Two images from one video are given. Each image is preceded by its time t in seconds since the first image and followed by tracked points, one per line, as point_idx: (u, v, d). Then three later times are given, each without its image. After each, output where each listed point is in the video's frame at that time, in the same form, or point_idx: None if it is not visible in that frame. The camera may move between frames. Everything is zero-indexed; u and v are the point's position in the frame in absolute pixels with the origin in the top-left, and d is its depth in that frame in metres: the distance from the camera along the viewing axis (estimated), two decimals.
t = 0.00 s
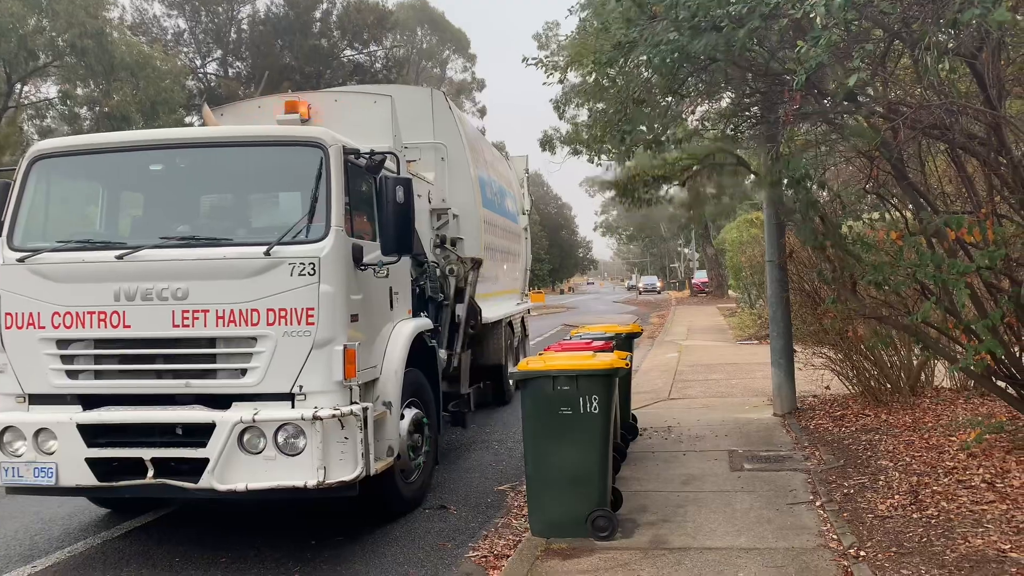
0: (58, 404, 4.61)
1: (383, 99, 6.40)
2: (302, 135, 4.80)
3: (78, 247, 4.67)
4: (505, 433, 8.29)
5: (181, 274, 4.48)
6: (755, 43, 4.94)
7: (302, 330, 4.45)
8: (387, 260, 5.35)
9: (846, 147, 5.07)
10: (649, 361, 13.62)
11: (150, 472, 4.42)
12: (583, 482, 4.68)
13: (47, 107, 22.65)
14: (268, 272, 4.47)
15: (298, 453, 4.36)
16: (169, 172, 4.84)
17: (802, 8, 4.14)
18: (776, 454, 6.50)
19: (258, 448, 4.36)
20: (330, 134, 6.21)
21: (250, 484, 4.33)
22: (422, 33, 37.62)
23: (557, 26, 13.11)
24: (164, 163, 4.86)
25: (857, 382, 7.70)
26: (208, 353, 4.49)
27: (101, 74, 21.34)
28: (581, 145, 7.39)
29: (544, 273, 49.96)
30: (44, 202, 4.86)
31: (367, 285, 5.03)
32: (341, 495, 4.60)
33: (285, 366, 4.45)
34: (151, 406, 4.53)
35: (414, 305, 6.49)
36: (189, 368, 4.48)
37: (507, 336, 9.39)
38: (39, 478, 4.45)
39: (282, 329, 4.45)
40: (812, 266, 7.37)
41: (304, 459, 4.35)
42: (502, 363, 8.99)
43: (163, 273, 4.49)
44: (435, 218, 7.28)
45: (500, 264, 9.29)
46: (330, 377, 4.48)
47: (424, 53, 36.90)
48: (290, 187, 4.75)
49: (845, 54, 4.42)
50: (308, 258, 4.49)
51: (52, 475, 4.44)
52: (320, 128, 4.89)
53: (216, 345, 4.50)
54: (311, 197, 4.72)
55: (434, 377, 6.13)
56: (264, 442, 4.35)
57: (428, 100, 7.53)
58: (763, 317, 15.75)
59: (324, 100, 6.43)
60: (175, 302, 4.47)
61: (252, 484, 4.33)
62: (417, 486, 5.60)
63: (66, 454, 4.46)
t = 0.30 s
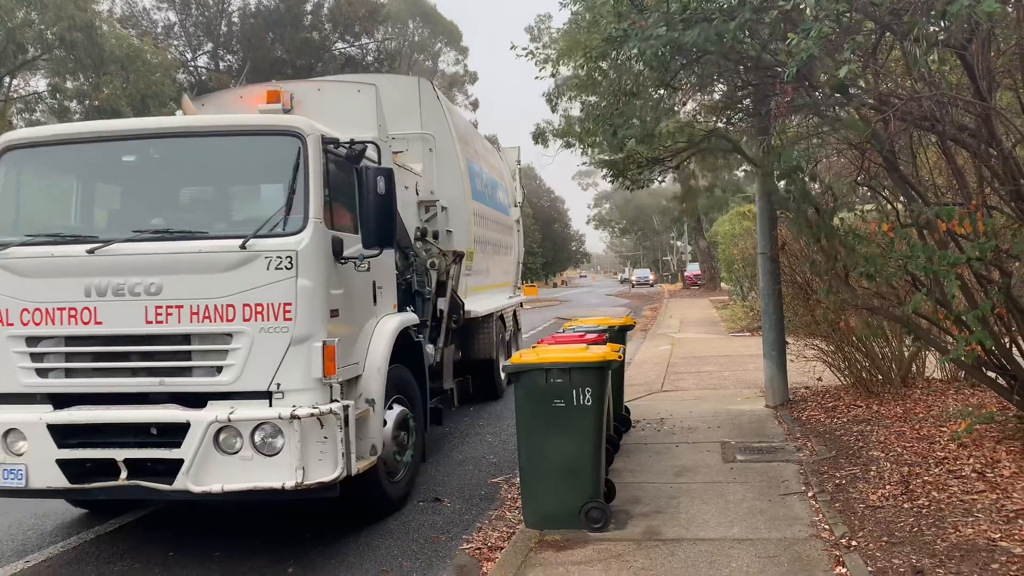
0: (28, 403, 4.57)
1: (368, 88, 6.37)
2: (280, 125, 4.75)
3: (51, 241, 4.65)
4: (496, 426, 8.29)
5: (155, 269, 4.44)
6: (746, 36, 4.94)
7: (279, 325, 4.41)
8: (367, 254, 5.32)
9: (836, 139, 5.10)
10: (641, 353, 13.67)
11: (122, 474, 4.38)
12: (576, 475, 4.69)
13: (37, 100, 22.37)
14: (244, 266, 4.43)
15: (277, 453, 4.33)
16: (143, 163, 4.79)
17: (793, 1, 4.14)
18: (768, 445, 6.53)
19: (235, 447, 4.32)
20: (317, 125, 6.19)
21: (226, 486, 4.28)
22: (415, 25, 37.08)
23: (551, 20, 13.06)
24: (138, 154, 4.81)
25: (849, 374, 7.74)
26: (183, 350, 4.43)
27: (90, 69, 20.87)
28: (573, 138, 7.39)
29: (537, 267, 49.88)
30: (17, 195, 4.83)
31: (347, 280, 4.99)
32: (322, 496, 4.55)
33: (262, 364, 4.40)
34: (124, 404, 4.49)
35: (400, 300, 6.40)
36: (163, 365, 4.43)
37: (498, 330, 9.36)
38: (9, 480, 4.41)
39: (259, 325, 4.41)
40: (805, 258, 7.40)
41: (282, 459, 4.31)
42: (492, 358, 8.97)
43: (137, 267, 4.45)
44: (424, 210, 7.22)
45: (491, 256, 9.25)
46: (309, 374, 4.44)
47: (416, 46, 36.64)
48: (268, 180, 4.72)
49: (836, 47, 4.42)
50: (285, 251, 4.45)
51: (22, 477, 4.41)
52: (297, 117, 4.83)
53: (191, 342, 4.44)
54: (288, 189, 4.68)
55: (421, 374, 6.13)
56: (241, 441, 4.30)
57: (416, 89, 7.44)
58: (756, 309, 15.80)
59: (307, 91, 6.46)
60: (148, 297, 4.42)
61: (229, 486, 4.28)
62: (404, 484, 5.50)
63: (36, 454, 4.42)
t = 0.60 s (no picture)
0: None
1: (344, 71, 6.34)
2: (240, 107, 4.44)
3: None
4: (490, 417, 8.31)
5: (106, 262, 4.14)
6: (739, 25, 4.91)
7: (239, 322, 4.12)
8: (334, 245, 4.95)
9: (829, 127, 5.16)
10: (634, 343, 13.71)
11: (73, 482, 4.12)
12: (569, 465, 4.71)
13: (26, 91, 22.06)
14: (201, 259, 4.12)
15: (236, 459, 4.05)
16: (96, 148, 4.46)
17: None
18: (761, 435, 6.55)
19: (192, 453, 4.04)
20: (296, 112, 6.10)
21: (183, 494, 4.01)
22: (409, 15, 36.36)
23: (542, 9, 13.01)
24: (90, 139, 4.47)
25: (841, 362, 7.77)
26: (137, 350, 4.15)
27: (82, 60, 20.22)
28: (566, 126, 7.35)
29: (529, 258, 49.85)
30: None
31: (315, 274, 4.67)
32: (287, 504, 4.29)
33: (220, 365, 4.11)
34: (79, 406, 4.21)
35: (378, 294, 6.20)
36: (115, 366, 4.14)
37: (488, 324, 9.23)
38: None
39: (217, 322, 4.11)
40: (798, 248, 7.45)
41: (242, 465, 4.03)
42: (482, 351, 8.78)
43: (86, 260, 4.15)
44: (408, 199, 7.15)
45: (480, 246, 9.18)
46: (271, 375, 4.15)
47: (410, 36, 36.13)
48: (230, 164, 4.42)
49: (827, 36, 4.41)
50: (245, 243, 4.16)
51: None
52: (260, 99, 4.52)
53: (144, 341, 4.15)
54: (251, 174, 4.39)
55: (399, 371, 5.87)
56: (198, 447, 4.02)
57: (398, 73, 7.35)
58: (748, 299, 15.87)
59: (284, 75, 6.43)
60: (98, 293, 4.14)
61: (185, 494, 4.02)
62: (382, 487, 5.25)
63: None
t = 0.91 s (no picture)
0: None
1: (323, 53, 6.23)
2: (197, 87, 4.10)
3: None
4: (488, 408, 8.33)
5: (54, 255, 3.84)
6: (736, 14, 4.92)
7: (196, 319, 3.82)
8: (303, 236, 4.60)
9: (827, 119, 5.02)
10: (632, 335, 13.73)
11: (21, 491, 3.82)
12: (566, 456, 4.71)
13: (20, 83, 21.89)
14: (153, 251, 3.83)
15: (192, 467, 3.76)
16: (45, 132, 4.16)
17: None
18: (758, 426, 6.56)
19: (146, 461, 3.74)
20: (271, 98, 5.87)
21: (135, 505, 3.72)
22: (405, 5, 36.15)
23: None
24: (39, 122, 4.17)
25: (838, 353, 7.77)
26: (88, 349, 3.85)
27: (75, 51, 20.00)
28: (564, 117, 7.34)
29: (527, 250, 49.81)
30: None
31: (281, 267, 4.36)
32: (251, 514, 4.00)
33: (177, 365, 3.82)
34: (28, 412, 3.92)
35: (357, 287, 6.01)
36: (66, 367, 3.85)
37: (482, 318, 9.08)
38: None
39: (173, 319, 3.82)
40: (796, 238, 7.44)
41: (199, 474, 3.74)
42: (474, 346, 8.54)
43: (33, 253, 3.85)
44: (394, 189, 6.87)
45: (471, 238, 8.92)
46: (232, 377, 3.86)
47: (406, 27, 35.98)
48: (186, 149, 4.08)
49: (826, 26, 4.38)
50: (203, 234, 3.85)
51: None
52: (220, 78, 4.17)
53: (96, 339, 3.85)
54: (210, 159, 4.07)
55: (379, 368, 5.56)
56: (152, 454, 3.73)
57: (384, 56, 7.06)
58: (745, 291, 15.90)
59: (259, 56, 6.29)
60: (46, 288, 3.84)
61: (138, 505, 3.72)
62: (358, 493, 4.96)
63: None
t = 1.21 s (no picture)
0: None
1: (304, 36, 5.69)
2: (154, 70, 3.78)
3: None
4: (491, 401, 8.35)
5: None
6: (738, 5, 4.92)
7: (150, 322, 3.51)
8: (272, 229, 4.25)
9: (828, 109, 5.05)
10: (632, 327, 13.75)
11: None
12: (568, 449, 4.71)
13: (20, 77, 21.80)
14: (105, 247, 3.53)
15: (147, 482, 3.47)
16: None
17: None
18: (760, 418, 6.56)
19: (97, 475, 3.46)
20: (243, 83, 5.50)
21: (84, 524, 3.45)
22: None
23: None
24: None
25: (840, 346, 7.77)
26: (34, 354, 3.54)
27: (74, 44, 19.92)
28: (565, 109, 7.34)
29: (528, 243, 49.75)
30: None
31: (247, 264, 4.03)
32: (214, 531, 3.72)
33: (130, 371, 3.51)
34: None
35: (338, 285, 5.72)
36: (12, 373, 3.56)
37: (478, 313, 8.95)
38: None
39: (125, 322, 3.51)
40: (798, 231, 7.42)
41: (154, 490, 3.46)
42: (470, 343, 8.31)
43: None
44: (382, 179, 6.62)
45: (467, 230, 8.70)
46: (189, 385, 3.53)
47: (407, 19, 35.86)
48: (142, 138, 3.75)
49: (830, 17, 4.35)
50: (158, 228, 3.54)
51: None
52: (180, 60, 3.86)
53: (44, 343, 3.54)
54: (168, 149, 3.75)
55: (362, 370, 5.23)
56: (103, 468, 3.45)
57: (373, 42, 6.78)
58: (747, 284, 15.89)
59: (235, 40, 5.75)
60: None
61: (88, 524, 3.45)
62: (338, 503, 4.66)
63: None
